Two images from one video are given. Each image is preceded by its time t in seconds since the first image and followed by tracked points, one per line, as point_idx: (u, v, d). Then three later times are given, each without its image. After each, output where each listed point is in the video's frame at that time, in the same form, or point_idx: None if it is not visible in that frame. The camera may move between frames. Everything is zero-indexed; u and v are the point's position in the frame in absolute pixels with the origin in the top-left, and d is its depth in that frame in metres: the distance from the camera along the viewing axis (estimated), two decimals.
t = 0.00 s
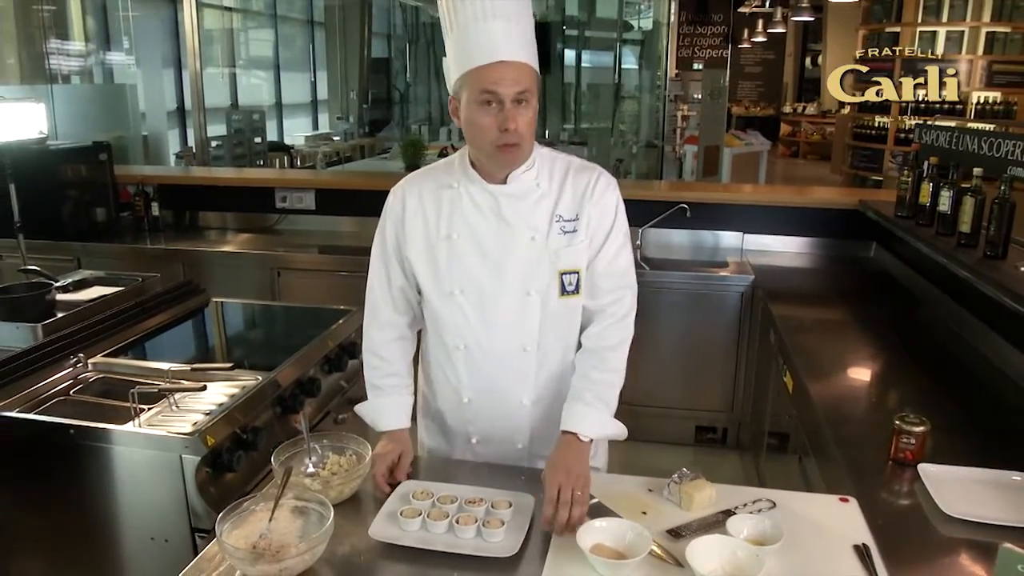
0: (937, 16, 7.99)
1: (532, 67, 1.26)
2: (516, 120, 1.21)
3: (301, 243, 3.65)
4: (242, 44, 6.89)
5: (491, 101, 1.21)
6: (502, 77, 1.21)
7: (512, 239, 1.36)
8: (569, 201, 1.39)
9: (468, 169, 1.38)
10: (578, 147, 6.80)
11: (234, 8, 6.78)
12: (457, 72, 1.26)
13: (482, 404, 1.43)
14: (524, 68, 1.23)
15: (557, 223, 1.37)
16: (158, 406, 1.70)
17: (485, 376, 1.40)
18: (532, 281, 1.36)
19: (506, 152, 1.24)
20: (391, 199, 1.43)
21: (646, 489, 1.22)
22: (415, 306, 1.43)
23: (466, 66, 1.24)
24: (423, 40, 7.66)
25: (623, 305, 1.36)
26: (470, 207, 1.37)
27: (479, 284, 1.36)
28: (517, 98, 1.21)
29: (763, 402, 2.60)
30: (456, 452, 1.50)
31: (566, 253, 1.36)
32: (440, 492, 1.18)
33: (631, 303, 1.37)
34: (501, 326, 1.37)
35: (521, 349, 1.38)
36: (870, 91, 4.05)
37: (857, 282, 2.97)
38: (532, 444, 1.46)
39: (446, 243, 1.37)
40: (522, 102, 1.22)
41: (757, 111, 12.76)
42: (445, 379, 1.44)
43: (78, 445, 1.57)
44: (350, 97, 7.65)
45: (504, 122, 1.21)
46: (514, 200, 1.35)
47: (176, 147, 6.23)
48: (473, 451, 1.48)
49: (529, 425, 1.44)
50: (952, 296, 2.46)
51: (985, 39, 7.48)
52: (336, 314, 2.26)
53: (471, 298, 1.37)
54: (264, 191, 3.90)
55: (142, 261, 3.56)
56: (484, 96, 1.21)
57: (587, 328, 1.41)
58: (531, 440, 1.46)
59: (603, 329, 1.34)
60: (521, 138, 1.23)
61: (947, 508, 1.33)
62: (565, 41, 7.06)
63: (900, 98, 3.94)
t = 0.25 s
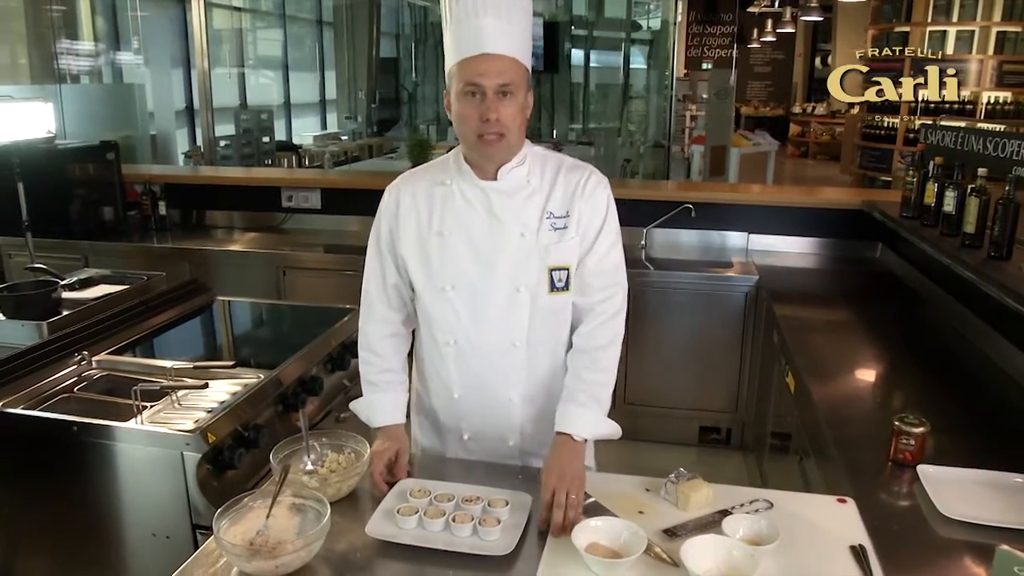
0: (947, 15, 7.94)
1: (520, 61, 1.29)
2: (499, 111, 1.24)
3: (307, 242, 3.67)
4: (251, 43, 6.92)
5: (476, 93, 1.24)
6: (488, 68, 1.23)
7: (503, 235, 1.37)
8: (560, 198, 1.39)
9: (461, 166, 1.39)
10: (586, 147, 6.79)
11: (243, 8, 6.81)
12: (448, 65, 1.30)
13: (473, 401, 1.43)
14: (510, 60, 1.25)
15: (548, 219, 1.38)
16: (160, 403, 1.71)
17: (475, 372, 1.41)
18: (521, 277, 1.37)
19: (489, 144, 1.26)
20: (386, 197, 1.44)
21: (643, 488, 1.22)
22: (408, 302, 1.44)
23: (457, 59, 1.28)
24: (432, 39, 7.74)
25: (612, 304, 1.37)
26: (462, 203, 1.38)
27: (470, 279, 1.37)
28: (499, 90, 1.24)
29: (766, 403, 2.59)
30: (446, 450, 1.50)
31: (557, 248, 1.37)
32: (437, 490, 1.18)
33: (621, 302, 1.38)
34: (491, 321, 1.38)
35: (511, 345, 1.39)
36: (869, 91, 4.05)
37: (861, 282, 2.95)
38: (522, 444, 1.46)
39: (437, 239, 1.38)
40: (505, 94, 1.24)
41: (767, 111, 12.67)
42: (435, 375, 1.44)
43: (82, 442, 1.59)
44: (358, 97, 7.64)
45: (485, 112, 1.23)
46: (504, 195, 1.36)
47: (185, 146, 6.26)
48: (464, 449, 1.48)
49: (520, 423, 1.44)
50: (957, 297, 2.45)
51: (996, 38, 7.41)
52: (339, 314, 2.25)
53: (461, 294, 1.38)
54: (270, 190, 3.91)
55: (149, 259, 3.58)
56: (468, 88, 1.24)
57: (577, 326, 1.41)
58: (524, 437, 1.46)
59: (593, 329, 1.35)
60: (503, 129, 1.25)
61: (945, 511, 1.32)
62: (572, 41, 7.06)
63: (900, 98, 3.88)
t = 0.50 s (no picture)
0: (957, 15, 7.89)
1: (511, 56, 1.30)
2: (489, 106, 1.25)
3: (312, 242, 3.68)
4: (259, 43, 6.93)
5: (466, 88, 1.25)
6: (478, 64, 1.25)
7: (497, 235, 1.38)
8: (555, 197, 1.39)
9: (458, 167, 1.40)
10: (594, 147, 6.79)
11: (252, 8, 6.84)
12: (441, 62, 1.31)
13: (470, 399, 1.43)
14: (500, 55, 1.27)
15: (542, 218, 1.38)
16: (163, 401, 1.72)
17: (472, 371, 1.41)
18: (516, 277, 1.37)
19: (480, 139, 1.28)
20: (388, 199, 1.46)
21: (640, 488, 1.22)
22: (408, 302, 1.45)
23: (448, 56, 1.29)
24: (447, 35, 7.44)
25: (612, 303, 1.36)
26: (458, 204, 1.39)
27: (465, 279, 1.38)
28: (489, 84, 1.25)
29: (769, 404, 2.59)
30: (444, 448, 1.51)
31: (550, 248, 1.37)
32: (433, 488, 1.19)
33: (622, 300, 1.37)
34: (485, 320, 1.39)
35: (506, 345, 1.40)
36: (869, 91, 4.07)
37: (866, 283, 2.94)
38: (516, 438, 1.47)
39: (434, 240, 1.39)
40: (495, 88, 1.26)
41: (775, 112, 12.62)
42: (432, 373, 1.45)
43: (84, 438, 1.60)
44: (366, 97, 7.65)
45: (475, 105, 1.25)
46: (499, 196, 1.37)
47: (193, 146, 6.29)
48: (458, 446, 1.49)
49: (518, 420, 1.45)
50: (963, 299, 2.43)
51: (1007, 38, 7.36)
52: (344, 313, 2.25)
53: (457, 293, 1.38)
54: (276, 189, 3.93)
55: (155, 258, 3.60)
56: (459, 83, 1.25)
57: (575, 324, 1.41)
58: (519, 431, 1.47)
59: (595, 328, 1.34)
60: (492, 123, 1.26)
61: (943, 512, 1.32)
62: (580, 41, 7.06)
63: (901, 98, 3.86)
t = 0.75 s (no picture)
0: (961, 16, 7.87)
1: (504, 60, 1.30)
2: (483, 111, 1.26)
3: (313, 241, 3.69)
4: (263, 44, 6.95)
5: (461, 93, 1.26)
6: (473, 68, 1.25)
7: (483, 234, 1.38)
8: (543, 198, 1.39)
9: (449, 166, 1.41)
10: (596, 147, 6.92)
11: (256, 8, 6.86)
12: (435, 66, 1.32)
13: (457, 397, 1.44)
14: (493, 60, 1.27)
15: (528, 219, 1.38)
16: (162, 399, 1.73)
17: (457, 371, 1.42)
18: (500, 276, 1.38)
19: (474, 144, 1.29)
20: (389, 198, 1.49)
21: (633, 487, 1.22)
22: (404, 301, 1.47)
23: (442, 60, 1.30)
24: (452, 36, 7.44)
25: (612, 305, 1.34)
26: (447, 204, 1.40)
27: (450, 278, 1.39)
28: (483, 89, 1.26)
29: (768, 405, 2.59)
30: (433, 445, 1.51)
31: (536, 249, 1.37)
32: (426, 487, 1.19)
33: (622, 303, 1.35)
34: (469, 319, 1.39)
35: (487, 344, 1.40)
36: (869, 91, 4.07)
37: (867, 284, 2.94)
38: (500, 436, 1.47)
39: (424, 238, 1.41)
40: (490, 93, 1.26)
41: (779, 111, 12.58)
42: (423, 371, 1.46)
43: (82, 436, 1.61)
44: (370, 97, 7.65)
45: (470, 111, 1.25)
46: (486, 196, 1.38)
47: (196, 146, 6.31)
48: (444, 444, 1.50)
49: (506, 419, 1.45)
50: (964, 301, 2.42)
51: (1011, 38, 7.32)
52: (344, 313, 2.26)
53: (443, 292, 1.39)
54: (277, 189, 3.94)
55: (157, 257, 3.61)
56: (454, 87, 1.26)
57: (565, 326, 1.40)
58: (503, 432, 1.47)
59: (595, 330, 1.32)
60: (487, 128, 1.27)
61: (936, 512, 1.32)
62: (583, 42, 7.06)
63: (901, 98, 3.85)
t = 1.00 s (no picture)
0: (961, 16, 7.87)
1: (501, 64, 1.30)
2: (481, 115, 1.26)
3: (311, 241, 3.69)
4: (262, 44, 6.94)
5: (459, 98, 1.26)
6: (470, 72, 1.25)
7: (482, 234, 1.38)
8: (541, 197, 1.40)
9: (446, 167, 1.41)
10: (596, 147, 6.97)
11: (255, 8, 6.85)
12: (431, 69, 1.31)
13: (456, 398, 1.44)
14: (490, 64, 1.27)
15: (527, 217, 1.39)
16: (157, 399, 1.73)
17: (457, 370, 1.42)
18: (500, 275, 1.38)
19: (472, 148, 1.29)
20: (382, 200, 1.48)
21: (627, 487, 1.22)
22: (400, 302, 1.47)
23: (438, 64, 1.29)
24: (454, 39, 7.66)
25: (617, 298, 1.38)
26: (444, 204, 1.40)
27: (451, 278, 1.39)
28: (482, 94, 1.26)
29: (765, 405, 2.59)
30: (430, 446, 1.51)
31: (536, 247, 1.39)
32: (420, 486, 1.19)
33: (627, 296, 1.39)
34: (471, 318, 1.39)
35: (489, 343, 1.40)
36: (869, 91, 4.07)
37: (864, 284, 2.94)
38: (502, 435, 1.48)
39: (421, 239, 1.41)
40: (488, 98, 1.27)
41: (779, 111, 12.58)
42: (420, 371, 1.45)
43: (78, 436, 1.61)
44: (369, 97, 7.63)
45: (468, 116, 1.25)
46: (485, 195, 1.38)
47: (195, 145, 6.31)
48: (443, 445, 1.49)
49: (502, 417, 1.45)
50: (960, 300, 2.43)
51: (1011, 38, 7.32)
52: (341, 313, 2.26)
53: (443, 291, 1.39)
54: (275, 189, 3.94)
55: (154, 257, 3.61)
56: (451, 92, 1.26)
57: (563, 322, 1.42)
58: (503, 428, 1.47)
59: (599, 319, 1.35)
60: (486, 133, 1.27)
61: (930, 512, 1.33)
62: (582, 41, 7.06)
63: (900, 98, 3.85)
